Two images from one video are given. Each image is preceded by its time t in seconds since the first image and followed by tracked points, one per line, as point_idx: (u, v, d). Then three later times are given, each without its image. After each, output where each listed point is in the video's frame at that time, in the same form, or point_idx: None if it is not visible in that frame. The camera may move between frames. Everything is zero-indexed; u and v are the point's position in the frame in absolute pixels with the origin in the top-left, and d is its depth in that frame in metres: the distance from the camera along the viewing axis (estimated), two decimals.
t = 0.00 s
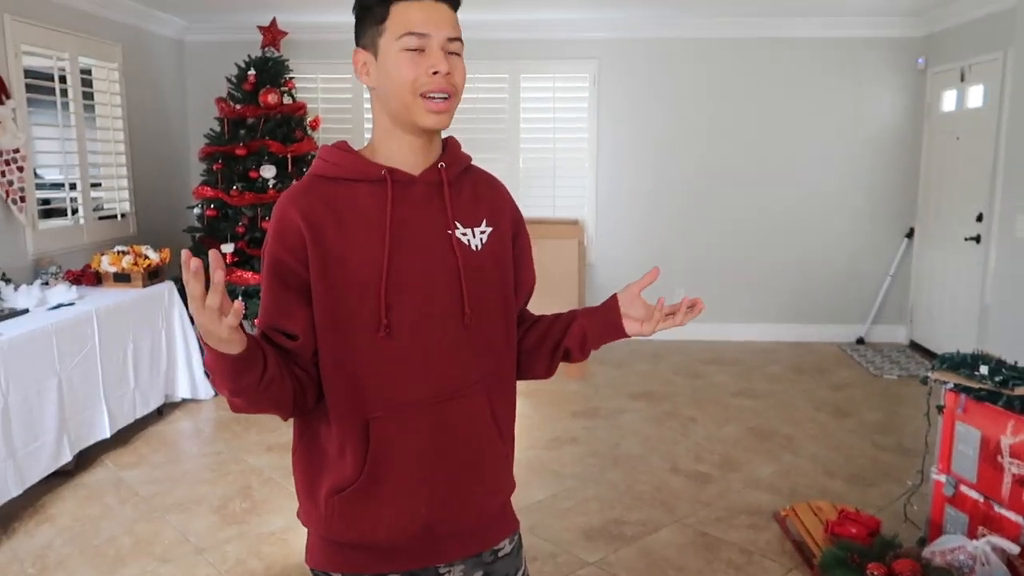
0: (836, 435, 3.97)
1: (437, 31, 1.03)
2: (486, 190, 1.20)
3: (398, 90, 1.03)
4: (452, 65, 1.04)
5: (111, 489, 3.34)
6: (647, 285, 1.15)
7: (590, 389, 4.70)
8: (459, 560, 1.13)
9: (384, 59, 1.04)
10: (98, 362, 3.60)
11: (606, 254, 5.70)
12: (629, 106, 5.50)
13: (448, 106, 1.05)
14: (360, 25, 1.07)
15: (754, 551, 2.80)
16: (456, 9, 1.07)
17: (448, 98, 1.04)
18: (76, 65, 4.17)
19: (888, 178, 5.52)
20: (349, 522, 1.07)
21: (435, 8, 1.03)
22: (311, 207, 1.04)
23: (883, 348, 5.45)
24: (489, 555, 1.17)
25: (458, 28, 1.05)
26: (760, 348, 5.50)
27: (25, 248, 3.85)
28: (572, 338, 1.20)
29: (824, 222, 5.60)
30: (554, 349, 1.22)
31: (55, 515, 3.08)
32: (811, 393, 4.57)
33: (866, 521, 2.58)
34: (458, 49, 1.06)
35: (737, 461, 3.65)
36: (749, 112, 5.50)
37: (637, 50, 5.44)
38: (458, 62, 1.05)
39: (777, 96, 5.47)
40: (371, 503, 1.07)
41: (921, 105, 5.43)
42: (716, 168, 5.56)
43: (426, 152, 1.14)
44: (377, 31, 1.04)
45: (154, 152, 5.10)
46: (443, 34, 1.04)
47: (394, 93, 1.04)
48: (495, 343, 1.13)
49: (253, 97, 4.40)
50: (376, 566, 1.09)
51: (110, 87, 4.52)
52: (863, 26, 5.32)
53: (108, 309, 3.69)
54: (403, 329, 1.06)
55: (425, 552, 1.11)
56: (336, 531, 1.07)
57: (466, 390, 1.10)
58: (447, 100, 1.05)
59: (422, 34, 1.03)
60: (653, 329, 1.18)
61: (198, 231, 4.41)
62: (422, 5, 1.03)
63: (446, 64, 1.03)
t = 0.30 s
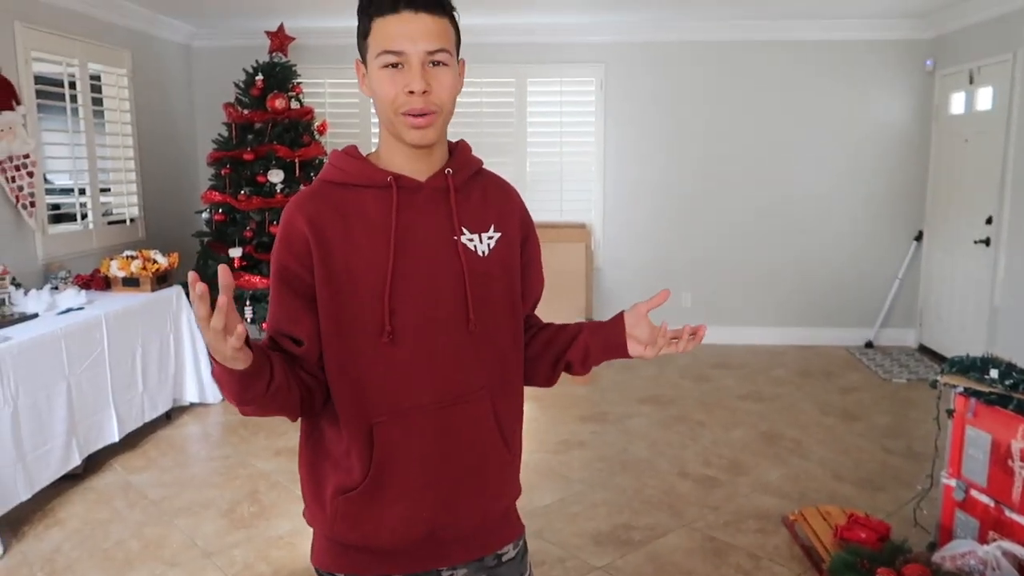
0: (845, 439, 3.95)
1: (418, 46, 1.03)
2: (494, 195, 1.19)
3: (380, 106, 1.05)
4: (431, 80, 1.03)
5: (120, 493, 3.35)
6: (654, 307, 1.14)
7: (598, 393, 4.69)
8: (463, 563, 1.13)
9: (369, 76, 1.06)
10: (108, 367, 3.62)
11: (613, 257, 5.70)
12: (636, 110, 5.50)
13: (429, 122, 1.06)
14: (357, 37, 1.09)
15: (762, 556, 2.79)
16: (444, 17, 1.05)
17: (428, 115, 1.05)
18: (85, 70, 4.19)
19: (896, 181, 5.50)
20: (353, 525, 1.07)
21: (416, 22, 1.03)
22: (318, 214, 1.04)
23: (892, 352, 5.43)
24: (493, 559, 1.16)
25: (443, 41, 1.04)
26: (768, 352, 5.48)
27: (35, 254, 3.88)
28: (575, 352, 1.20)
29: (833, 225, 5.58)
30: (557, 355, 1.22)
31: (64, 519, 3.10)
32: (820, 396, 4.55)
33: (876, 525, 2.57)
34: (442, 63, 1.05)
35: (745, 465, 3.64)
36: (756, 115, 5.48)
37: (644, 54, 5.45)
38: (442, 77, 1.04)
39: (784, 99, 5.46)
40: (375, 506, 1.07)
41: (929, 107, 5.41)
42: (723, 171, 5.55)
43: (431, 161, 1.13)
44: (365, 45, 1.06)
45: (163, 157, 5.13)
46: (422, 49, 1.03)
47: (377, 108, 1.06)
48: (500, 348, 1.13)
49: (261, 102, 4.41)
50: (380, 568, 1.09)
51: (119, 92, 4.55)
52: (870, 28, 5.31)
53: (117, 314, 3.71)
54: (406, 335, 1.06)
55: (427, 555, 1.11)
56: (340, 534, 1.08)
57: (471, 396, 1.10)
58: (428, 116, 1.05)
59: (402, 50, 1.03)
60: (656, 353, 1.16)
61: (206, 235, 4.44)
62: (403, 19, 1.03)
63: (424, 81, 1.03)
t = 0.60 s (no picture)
0: (847, 439, 3.95)
1: (433, 50, 1.03)
2: (496, 196, 1.20)
3: (390, 107, 1.05)
4: (443, 85, 1.03)
5: (122, 495, 3.36)
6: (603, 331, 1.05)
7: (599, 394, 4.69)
8: (462, 558, 1.13)
9: (381, 74, 1.06)
10: (110, 369, 3.62)
11: (614, 258, 5.69)
12: (637, 111, 5.50)
13: (438, 126, 1.06)
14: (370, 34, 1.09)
15: (764, 557, 2.78)
16: (459, 22, 1.06)
17: (438, 120, 1.05)
18: (87, 73, 4.20)
19: (898, 181, 5.50)
20: (353, 522, 1.07)
21: (432, 25, 1.03)
22: (319, 212, 1.04)
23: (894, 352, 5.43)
24: (493, 553, 1.17)
25: (457, 45, 1.05)
26: (770, 353, 5.48)
27: (37, 256, 3.88)
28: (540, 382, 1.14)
29: (834, 225, 5.57)
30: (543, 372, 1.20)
31: (67, 520, 3.10)
32: (821, 397, 4.55)
33: (878, 526, 2.56)
34: (456, 68, 1.05)
35: (747, 466, 3.63)
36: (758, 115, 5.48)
37: (645, 55, 5.45)
38: (454, 82, 1.04)
39: (786, 99, 5.46)
40: (376, 504, 1.08)
41: (931, 106, 5.40)
42: (724, 172, 5.55)
43: (434, 162, 1.13)
44: (377, 43, 1.06)
45: (165, 159, 5.14)
46: (436, 52, 1.03)
47: (387, 109, 1.06)
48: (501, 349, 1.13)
49: (263, 104, 4.42)
50: (380, 565, 1.09)
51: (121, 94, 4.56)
52: (871, 28, 5.31)
53: (119, 316, 3.72)
54: (407, 336, 1.06)
55: (427, 552, 1.11)
56: (340, 530, 1.07)
57: (471, 395, 1.10)
58: (437, 121, 1.05)
59: (417, 52, 1.03)
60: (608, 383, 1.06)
61: (207, 237, 4.46)
62: (419, 21, 1.03)
63: (437, 85, 1.03)
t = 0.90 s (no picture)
0: (850, 441, 3.94)
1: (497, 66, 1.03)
2: (489, 190, 1.20)
3: (454, 115, 1.01)
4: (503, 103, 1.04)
5: (124, 495, 3.36)
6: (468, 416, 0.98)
7: (601, 395, 4.69)
8: (467, 552, 1.13)
9: (444, 79, 1.00)
10: (112, 369, 3.63)
11: (617, 259, 5.69)
12: (639, 112, 5.50)
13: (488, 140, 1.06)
14: (418, 32, 1.00)
15: (766, 558, 2.78)
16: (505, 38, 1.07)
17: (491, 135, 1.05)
18: (90, 73, 4.21)
19: (901, 181, 5.49)
20: (368, 521, 1.06)
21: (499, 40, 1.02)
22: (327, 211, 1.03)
23: (896, 354, 5.42)
24: (496, 547, 1.16)
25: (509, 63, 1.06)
26: (772, 354, 5.47)
27: (40, 256, 3.89)
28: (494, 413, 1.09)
29: (837, 227, 5.57)
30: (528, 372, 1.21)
31: (69, 521, 3.10)
32: (823, 398, 4.55)
33: (879, 527, 2.56)
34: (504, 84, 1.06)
35: (749, 467, 3.63)
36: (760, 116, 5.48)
37: (647, 56, 5.45)
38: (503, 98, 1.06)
39: (788, 100, 5.45)
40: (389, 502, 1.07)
41: (934, 107, 5.39)
42: (726, 173, 5.55)
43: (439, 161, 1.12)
44: (442, 49, 0.99)
45: (168, 159, 5.15)
46: (499, 72, 1.04)
47: (447, 117, 1.01)
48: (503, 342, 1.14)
49: (265, 105, 4.44)
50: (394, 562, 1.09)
51: (124, 95, 4.57)
52: (873, 29, 5.30)
53: (122, 316, 3.72)
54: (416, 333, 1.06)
55: (438, 546, 1.11)
56: (353, 530, 1.07)
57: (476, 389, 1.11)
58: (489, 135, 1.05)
59: (489, 67, 1.01)
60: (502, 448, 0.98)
61: (210, 237, 4.47)
62: (490, 35, 1.01)
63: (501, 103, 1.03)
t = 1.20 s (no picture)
0: (850, 442, 3.94)
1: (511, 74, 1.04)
2: (482, 186, 1.20)
3: (470, 117, 1.01)
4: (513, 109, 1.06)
5: (125, 494, 3.36)
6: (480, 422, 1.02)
7: (601, 395, 4.69)
8: (485, 535, 1.15)
9: (465, 84, 1.00)
10: (113, 368, 3.63)
11: (617, 259, 5.70)
12: (640, 112, 5.50)
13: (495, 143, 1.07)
14: (444, 33, 1.00)
15: (767, 559, 2.78)
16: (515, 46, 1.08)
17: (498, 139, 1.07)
18: (91, 73, 4.21)
19: (902, 182, 5.49)
20: (389, 522, 1.05)
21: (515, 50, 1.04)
22: (336, 215, 1.00)
23: (897, 354, 5.42)
24: (512, 524, 1.19)
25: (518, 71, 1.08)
26: (773, 355, 5.47)
27: (41, 255, 3.89)
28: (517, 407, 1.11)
29: (838, 228, 5.56)
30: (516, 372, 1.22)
31: (69, 520, 3.10)
32: (824, 399, 4.55)
33: (880, 528, 2.56)
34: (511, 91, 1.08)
35: (750, 468, 3.63)
36: (762, 117, 5.48)
37: (649, 56, 5.45)
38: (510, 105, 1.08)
39: (789, 101, 5.45)
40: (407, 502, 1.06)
41: (936, 107, 5.39)
42: (727, 173, 5.54)
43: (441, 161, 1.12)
44: (467, 54, 0.99)
45: (169, 159, 5.15)
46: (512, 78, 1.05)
47: (463, 119, 1.01)
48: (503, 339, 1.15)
49: (267, 105, 4.44)
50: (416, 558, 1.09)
51: (125, 94, 4.57)
52: (875, 29, 5.30)
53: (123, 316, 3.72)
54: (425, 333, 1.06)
55: (456, 539, 1.12)
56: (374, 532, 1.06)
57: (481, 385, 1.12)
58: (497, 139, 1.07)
59: (506, 75, 1.03)
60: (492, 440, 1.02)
61: (211, 237, 4.49)
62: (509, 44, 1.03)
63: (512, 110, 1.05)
